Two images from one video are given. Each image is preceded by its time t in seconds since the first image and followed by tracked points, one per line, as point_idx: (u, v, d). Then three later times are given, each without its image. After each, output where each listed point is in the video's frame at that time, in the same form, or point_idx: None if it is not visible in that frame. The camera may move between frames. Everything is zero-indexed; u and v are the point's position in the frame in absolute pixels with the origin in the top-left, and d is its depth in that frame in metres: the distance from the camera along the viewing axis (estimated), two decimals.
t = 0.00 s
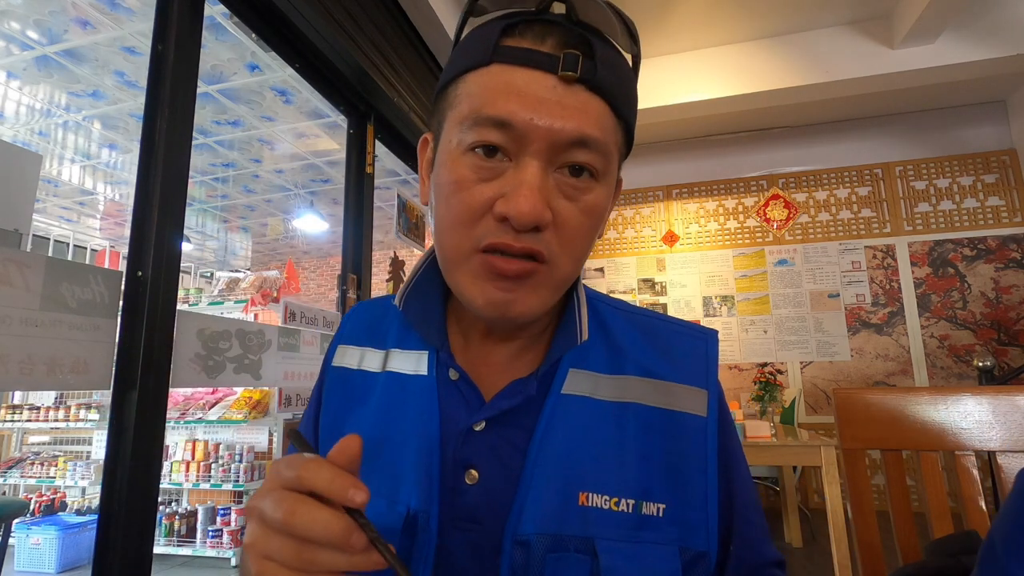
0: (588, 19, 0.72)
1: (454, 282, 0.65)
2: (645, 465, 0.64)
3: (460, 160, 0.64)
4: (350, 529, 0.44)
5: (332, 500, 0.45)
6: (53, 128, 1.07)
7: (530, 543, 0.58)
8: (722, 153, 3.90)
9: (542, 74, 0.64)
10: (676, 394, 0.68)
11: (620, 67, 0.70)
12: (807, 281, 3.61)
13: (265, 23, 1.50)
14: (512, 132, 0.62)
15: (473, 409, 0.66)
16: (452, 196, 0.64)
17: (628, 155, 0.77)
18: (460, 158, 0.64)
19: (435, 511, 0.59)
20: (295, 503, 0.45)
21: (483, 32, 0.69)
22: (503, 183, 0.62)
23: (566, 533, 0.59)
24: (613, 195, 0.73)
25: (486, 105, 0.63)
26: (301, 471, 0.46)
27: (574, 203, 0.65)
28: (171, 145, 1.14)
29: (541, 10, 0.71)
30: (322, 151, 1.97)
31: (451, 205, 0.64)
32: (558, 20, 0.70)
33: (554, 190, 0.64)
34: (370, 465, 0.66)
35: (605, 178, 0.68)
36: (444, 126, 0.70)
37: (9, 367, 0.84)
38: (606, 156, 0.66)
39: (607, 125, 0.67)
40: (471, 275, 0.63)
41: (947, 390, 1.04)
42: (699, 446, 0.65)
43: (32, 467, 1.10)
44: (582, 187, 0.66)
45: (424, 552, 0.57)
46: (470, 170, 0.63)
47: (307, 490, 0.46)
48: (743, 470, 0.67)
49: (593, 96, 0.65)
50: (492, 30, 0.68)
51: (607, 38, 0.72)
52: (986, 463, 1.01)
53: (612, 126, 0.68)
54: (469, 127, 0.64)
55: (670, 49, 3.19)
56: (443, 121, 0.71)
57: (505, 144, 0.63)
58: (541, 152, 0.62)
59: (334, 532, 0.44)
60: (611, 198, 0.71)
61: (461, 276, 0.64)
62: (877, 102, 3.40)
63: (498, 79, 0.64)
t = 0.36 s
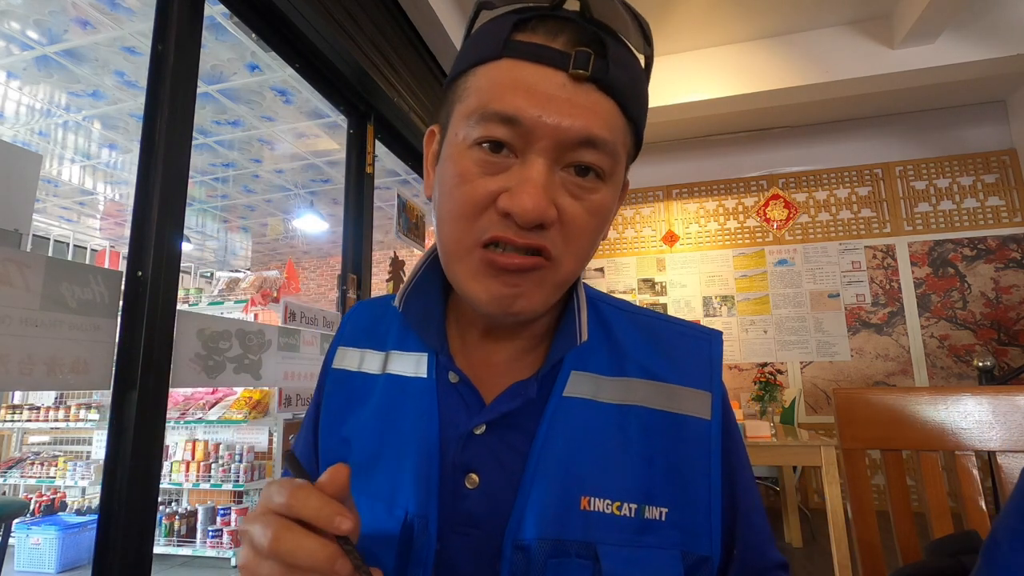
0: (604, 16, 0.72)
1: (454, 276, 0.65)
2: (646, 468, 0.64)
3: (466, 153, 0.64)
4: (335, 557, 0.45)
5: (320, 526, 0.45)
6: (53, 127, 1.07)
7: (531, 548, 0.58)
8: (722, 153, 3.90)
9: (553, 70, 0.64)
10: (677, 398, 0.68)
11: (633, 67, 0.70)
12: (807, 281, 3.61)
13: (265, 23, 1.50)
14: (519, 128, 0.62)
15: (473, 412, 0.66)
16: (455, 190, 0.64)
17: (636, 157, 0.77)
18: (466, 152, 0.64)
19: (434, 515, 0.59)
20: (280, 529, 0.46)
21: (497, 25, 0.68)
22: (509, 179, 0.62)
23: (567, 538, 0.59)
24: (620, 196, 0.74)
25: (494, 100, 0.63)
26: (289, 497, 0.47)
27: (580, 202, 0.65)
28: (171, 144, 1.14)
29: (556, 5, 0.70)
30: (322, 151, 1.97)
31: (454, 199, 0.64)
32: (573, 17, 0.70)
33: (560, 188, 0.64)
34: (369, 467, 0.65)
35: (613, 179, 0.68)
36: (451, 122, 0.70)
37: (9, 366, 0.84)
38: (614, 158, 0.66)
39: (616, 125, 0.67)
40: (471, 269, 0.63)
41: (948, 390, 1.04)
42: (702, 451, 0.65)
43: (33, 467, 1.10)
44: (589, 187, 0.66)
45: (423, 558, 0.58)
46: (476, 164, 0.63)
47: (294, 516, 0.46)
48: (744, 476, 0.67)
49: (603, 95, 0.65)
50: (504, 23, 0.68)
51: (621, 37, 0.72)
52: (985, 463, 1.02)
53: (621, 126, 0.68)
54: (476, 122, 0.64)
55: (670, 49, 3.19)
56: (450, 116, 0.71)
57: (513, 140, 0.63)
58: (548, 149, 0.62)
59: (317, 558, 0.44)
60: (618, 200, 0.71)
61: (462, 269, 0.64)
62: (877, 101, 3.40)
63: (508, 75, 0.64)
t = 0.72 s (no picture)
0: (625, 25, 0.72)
1: (459, 271, 0.65)
2: (645, 468, 0.64)
3: (481, 151, 0.64)
4: (339, 535, 0.44)
5: (329, 508, 0.45)
6: (53, 128, 1.07)
7: (531, 547, 0.58)
8: (722, 153, 3.90)
9: (574, 75, 0.63)
10: (677, 398, 0.68)
11: (649, 78, 0.71)
12: (807, 281, 3.61)
13: (265, 22, 1.50)
14: (535, 130, 0.62)
15: (473, 412, 0.66)
16: (468, 187, 0.64)
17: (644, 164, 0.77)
18: (482, 150, 0.64)
19: (434, 515, 0.59)
20: (290, 509, 0.45)
21: (519, 26, 0.68)
22: (521, 180, 0.62)
23: (567, 538, 0.59)
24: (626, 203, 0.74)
25: (512, 100, 0.63)
26: (300, 478, 0.46)
27: (589, 208, 0.65)
28: (172, 144, 1.14)
29: (579, 11, 0.70)
30: (322, 151, 1.97)
31: (465, 196, 0.64)
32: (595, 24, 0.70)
33: (570, 193, 0.64)
34: (369, 467, 0.65)
35: (621, 187, 0.68)
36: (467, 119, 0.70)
37: (9, 366, 0.84)
38: (625, 168, 0.67)
39: (629, 135, 0.67)
40: (479, 266, 0.63)
41: (948, 391, 1.04)
42: (701, 451, 0.65)
43: (32, 467, 1.10)
44: (599, 194, 0.66)
45: (423, 557, 0.57)
46: (490, 163, 0.63)
47: (304, 496, 0.46)
48: (742, 475, 0.67)
49: (620, 104, 0.65)
50: (528, 24, 0.67)
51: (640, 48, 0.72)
52: (984, 463, 1.02)
53: (634, 135, 0.68)
54: (493, 120, 0.64)
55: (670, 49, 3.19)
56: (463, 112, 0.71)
57: (528, 142, 0.62)
58: (562, 154, 0.62)
59: (323, 537, 0.44)
60: (624, 207, 0.72)
61: (468, 265, 0.64)
62: (877, 101, 3.40)
63: (528, 77, 0.63)
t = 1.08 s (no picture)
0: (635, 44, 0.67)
1: (474, 296, 0.66)
2: (648, 467, 0.64)
3: (490, 189, 0.61)
4: (431, 557, 0.44)
5: (424, 525, 0.45)
6: (53, 127, 1.07)
7: (535, 543, 0.58)
8: (722, 153, 3.90)
9: (584, 113, 0.59)
10: (679, 399, 0.68)
11: (659, 102, 0.67)
12: (807, 281, 3.61)
13: (265, 22, 1.50)
14: (547, 175, 0.58)
15: (479, 412, 0.66)
16: (478, 225, 0.62)
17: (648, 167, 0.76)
18: (490, 187, 0.61)
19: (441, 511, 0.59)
20: (389, 520, 0.44)
21: (525, 51, 0.63)
22: (533, 221, 0.60)
23: (570, 534, 0.59)
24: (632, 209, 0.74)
25: (521, 140, 0.58)
26: (399, 489, 0.46)
27: (600, 240, 0.64)
28: (171, 143, 1.14)
29: (589, 32, 0.64)
30: (322, 151, 1.96)
31: (476, 232, 0.62)
32: (606, 46, 0.65)
33: (581, 230, 0.62)
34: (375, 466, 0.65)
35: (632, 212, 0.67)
36: (468, 139, 0.66)
37: (8, 366, 0.84)
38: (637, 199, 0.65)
39: (638, 167, 0.64)
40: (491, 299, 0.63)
41: (948, 391, 1.03)
42: (703, 450, 0.65)
43: (32, 467, 1.10)
44: (609, 225, 0.65)
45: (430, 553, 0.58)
46: (499, 202, 0.61)
47: (403, 509, 0.45)
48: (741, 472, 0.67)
49: (631, 139, 0.62)
50: (533, 51, 0.63)
51: (651, 70, 0.67)
52: (984, 464, 1.02)
53: (642, 164, 0.65)
54: (502, 160, 0.59)
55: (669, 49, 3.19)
56: (465, 124, 0.69)
57: (540, 186, 0.59)
58: (575, 196, 0.59)
59: (417, 553, 0.43)
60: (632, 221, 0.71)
61: (482, 296, 0.65)
62: (877, 101, 3.40)
63: (537, 114, 0.59)
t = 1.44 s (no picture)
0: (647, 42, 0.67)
1: (482, 296, 0.67)
2: (658, 472, 0.64)
3: (498, 190, 0.61)
4: (417, 552, 0.43)
5: (414, 520, 0.44)
6: (53, 127, 1.07)
7: (544, 545, 0.58)
8: (722, 152, 3.90)
9: (594, 111, 0.59)
10: (687, 403, 0.68)
11: (672, 100, 0.66)
12: (807, 281, 3.61)
13: (264, 22, 1.50)
14: (554, 176, 0.58)
15: (490, 412, 0.66)
16: (486, 226, 0.62)
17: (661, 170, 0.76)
18: (498, 188, 0.62)
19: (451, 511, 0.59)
20: (381, 508, 0.44)
21: (533, 51, 0.63)
22: (541, 222, 0.60)
23: (579, 536, 0.59)
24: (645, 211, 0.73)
25: (529, 139, 0.59)
26: (393, 480, 0.46)
27: (609, 242, 0.64)
28: (172, 143, 1.14)
29: (599, 31, 0.64)
30: (322, 151, 1.96)
31: (484, 233, 0.63)
32: (616, 44, 0.65)
33: (590, 231, 0.62)
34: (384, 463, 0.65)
35: (643, 214, 0.66)
36: (478, 141, 0.66)
37: (8, 366, 0.84)
38: (647, 199, 0.64)
39: (649, 169, 0.63)
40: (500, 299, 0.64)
41: (948, 391, 1.04)
42: (712, 455, 0.65)
43: (32, 467, 1.10)
44: (619, 227, 0.65)
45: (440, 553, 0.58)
46: (507, 202, 0.61)
47: (396, 500, 0.45)
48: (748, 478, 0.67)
49: (642, 138, 0.61)
50: (543, 50, 0.63)
51: (663, 67, 0.67)
52: (984, 464, 1.02)
53: (655, 165, 0.65)
54: (510, 159, 0.60)
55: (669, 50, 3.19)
56: (475, 126, 0.69)
57: (547, 186, 0.59)
58: (583, 196, 0.60)
59: (406, 547, 0.43)
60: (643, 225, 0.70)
61: (491, 297, 0.65)
62: (877, 102, 3.40)
63: (546, 114, 0.59)
